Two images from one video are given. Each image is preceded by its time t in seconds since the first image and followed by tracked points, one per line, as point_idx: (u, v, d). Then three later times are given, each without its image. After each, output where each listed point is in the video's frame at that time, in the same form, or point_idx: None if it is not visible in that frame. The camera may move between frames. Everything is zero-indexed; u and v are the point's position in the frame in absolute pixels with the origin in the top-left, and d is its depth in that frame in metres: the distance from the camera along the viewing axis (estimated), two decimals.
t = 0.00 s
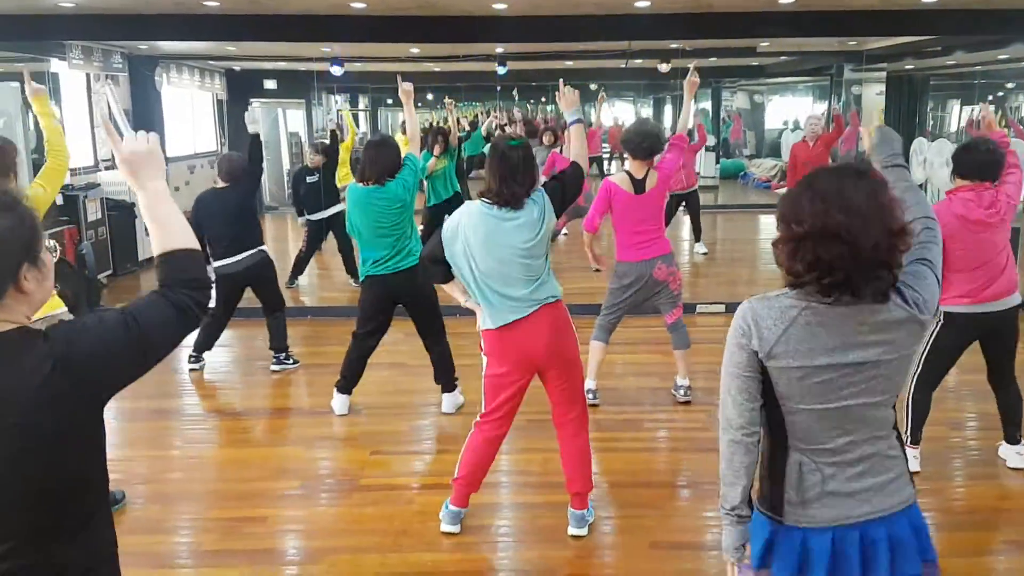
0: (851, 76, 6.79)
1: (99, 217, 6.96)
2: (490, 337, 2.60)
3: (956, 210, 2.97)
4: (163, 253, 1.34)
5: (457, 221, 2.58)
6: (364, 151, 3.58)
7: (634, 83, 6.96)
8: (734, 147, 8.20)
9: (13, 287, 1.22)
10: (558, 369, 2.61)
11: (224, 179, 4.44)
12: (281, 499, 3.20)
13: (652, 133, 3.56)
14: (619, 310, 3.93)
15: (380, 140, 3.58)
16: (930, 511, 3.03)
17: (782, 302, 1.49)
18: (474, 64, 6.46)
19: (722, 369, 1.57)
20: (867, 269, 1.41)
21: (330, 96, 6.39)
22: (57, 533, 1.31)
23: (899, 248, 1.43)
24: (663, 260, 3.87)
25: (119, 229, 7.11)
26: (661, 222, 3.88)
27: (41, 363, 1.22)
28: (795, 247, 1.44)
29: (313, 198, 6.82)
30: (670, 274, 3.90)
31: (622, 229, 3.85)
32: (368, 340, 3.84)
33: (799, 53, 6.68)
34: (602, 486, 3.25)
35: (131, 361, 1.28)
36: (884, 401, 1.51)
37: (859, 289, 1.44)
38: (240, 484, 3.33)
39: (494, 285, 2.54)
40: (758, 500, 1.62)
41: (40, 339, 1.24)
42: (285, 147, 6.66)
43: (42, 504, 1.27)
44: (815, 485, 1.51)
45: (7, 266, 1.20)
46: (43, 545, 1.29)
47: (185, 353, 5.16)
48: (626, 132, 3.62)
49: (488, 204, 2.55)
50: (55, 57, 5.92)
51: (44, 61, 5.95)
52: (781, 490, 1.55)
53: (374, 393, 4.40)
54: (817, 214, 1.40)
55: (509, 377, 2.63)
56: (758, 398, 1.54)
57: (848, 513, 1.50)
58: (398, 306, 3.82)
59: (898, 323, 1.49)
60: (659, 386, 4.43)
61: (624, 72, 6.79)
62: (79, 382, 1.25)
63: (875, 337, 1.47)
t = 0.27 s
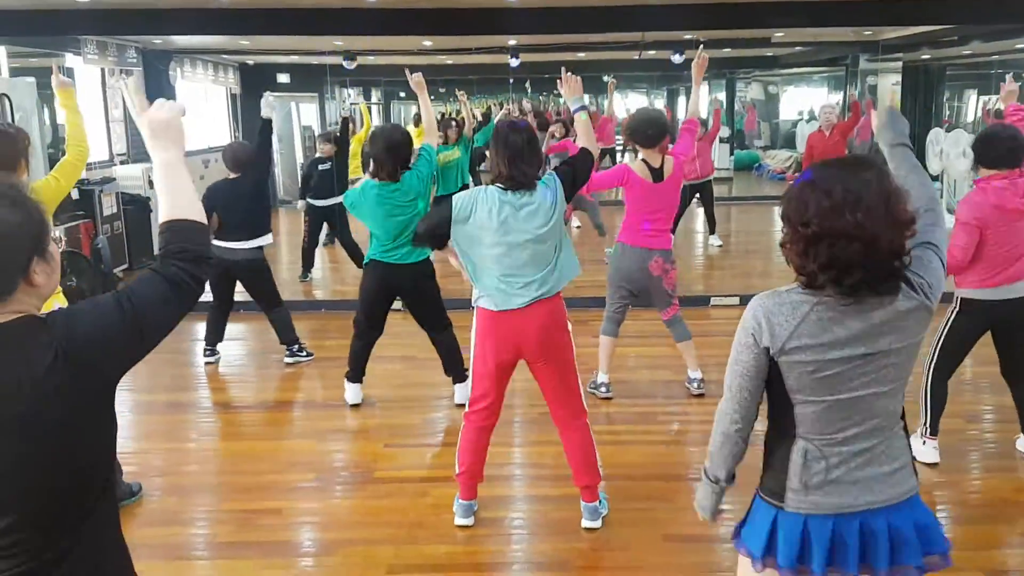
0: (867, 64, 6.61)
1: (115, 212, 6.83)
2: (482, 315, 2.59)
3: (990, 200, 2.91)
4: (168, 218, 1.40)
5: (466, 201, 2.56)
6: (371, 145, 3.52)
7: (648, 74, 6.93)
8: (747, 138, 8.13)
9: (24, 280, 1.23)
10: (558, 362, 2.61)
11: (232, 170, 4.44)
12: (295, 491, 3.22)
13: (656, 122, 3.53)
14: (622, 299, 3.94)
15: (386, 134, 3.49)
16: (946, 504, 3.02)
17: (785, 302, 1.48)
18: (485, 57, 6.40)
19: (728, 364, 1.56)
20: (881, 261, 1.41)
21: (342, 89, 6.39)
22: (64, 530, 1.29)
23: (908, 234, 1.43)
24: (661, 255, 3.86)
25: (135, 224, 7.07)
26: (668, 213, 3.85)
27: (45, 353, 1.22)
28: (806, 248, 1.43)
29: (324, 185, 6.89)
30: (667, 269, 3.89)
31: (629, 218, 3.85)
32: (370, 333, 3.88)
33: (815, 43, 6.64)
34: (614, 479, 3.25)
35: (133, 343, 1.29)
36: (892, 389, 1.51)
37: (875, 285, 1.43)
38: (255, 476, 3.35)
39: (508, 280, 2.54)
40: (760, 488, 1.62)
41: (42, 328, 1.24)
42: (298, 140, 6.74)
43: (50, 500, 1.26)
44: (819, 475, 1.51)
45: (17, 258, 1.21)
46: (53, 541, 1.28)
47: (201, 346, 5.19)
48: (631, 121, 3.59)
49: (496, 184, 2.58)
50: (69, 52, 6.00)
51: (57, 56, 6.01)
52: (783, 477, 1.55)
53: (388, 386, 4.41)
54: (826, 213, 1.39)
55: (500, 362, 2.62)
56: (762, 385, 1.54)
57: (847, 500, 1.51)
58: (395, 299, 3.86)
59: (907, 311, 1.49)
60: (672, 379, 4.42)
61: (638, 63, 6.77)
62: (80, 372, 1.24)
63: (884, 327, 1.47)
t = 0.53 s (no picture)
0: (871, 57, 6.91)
1: (120, 205, 6.88)
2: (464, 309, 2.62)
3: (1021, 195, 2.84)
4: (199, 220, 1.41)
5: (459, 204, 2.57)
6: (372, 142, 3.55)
7: (651, 66, 6.96)
8: (752, 130, 8.02)
9: (37, 279, 1.21)
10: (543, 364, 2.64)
11: (238, 168, 4.42)
12: (301, 484, 3.23)
13: (663, 114, 3.55)
14: (630, 292, 3.94)
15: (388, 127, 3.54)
16: (951, 496, 3.01)
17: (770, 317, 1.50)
18: (488, 51, 6.36)
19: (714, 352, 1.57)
20: (858, 268, 1.40)
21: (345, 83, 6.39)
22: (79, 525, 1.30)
23: (884, 238, 1.41)
24: (670, 247, 3.85)
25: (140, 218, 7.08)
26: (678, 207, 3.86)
27: (64, 347, 1.21)
28: (783, 267, 1.45)
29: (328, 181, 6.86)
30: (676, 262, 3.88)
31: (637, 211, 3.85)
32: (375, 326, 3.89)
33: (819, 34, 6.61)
34: (618, 472, 3.25)
35: (151, 340, 1.28)
36: (892, 393, 1.52)
37: (858, 291, 1.43)
38: (260, 470, 3.36)
39: (503, 282, 2.53)
40: (736, 458, 1.68)
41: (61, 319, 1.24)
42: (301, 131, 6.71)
43: (66, 494, 1.26)
44: (797, 457, 1.55)
45: (30, 257, 1.19)
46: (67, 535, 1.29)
47: (206, 340, 5.20)
48: (639, 114, 3.61)
49: (489, 188, 2.55)
50: (73, 46, 6.19)
51: (60, 49, 6.26)
52: (761, 451, 1.61)
53: (392, 379, 4.42)
54: (793, 231, 1.41)
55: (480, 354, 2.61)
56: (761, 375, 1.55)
57: (815, 489, 1.56)
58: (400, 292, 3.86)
59: (914, 314, 1.49)
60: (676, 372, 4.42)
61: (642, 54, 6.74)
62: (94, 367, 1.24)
63: (891, 330, 1.47)
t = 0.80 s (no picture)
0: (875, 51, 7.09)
1: (124, 203, 6.87)
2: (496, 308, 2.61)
3: None
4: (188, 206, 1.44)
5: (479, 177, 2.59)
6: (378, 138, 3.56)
7: (655, 61, 6.92)
8: (756, 125, 8.03)
9: (36, 274, 1.21)
10: (571, 353, 2.63)
11: (246, 166, 4.42)
12: (306, 481, 3.23)
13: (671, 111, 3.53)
14: (642, 290, 3.94)
15: (397, 118, 3.57)
16: (957, 491, 3.01)
17: (774, 262, 1.54)
18: (491, 46, 6.35)
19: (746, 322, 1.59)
20: (898, 241, 1.39)
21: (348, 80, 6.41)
22: (77, 523, 1.31)
23: (929, 215, 1.39)
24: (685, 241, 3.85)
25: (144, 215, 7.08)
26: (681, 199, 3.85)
27: (52, 352, 1.21)
28: (824, 229, 1.43)
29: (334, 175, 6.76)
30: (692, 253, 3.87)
31: (644, 208, 3.84)
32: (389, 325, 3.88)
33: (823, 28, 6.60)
34: (624, 468, 3.25)
35: (141, 347, 1.27)
36: (910, 373, 1.52)
37: (891, 264, 1.41)
38: (265, 467, 3.36)
39: (521, 265, 2.55)
40: (768, 463, 1.67)
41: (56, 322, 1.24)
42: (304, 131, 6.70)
43: (60, 492, 1.27)
44: (828, 454, 1.55)
45: (28, 252, 1.19)
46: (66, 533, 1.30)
47: (210, 337, 5.21)
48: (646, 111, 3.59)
49: (500, 171, 2.56)
50: (77, 44, 6.15)
51: (64, 48, 6.26)
52: (794, 453, 1.59)
53: (397, 376, 4.42)
54: (843, 192, 1.38)
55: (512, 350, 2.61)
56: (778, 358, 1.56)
57: (855, 483, 1.54)
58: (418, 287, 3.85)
59: (932, 298, 1.48)
60: (681, 367, 4.42)
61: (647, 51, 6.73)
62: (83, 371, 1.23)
63: (904, 310, 1.47)
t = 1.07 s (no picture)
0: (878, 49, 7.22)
1: (129, 205, 7.08)
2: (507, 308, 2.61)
3: None
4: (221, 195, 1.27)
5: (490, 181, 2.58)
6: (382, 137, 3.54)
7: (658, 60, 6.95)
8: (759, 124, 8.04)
9: (29, 276, 1.23)
10: (579, 351, 2.61)
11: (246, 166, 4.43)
12: (311, 482, 3.24)
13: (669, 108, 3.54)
14: (637, 287, 3.91)
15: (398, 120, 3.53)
16: (963, 490, 3.00)
17: (786, 255, 1.57)
18: (495, 46, 6.36)
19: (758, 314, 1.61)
20: (912, 252, 1.40)
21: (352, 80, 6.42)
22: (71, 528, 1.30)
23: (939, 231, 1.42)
24: (678, 239, 3.84)
25: (150, 215, 7.28)
26: (677, 197, 3.85)
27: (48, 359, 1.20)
28: (838, 234, 1.44)
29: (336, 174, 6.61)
30: (684, 253, 3.87)
31: (641, 204, 3.84)
32: (390, 326, 3.88)
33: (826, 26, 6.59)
34: (628, 468, 3.25)
35: (144, 368, 1.21)
36: (907, 382, 1.52)
37: (908, 274, 1.42)
38: (270, 467, 3.37)
39: (527, 267, 2.56)
40: (782, 471, 1.66)
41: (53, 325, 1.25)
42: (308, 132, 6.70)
43: (55, 496, 1.26)
44: (832, 458, 1.55)
45: (21, 254, 1.21)
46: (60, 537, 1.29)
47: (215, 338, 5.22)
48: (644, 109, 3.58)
49: (510, 176, 2.58)
50: (80, 46, 6.25)
51: (68, 50, 6.28)
52: (800, 457, 1.59)
53: (402, 376, 4.43)
54: (862, 199, 1.39)
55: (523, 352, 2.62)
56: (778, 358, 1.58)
57: (869, 486, 1.53)
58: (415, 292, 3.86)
59: (931, 311, 1.47)
60: (686, 367, 4.41)
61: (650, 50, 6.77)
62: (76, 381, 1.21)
63: (902, 319, 1.46)
